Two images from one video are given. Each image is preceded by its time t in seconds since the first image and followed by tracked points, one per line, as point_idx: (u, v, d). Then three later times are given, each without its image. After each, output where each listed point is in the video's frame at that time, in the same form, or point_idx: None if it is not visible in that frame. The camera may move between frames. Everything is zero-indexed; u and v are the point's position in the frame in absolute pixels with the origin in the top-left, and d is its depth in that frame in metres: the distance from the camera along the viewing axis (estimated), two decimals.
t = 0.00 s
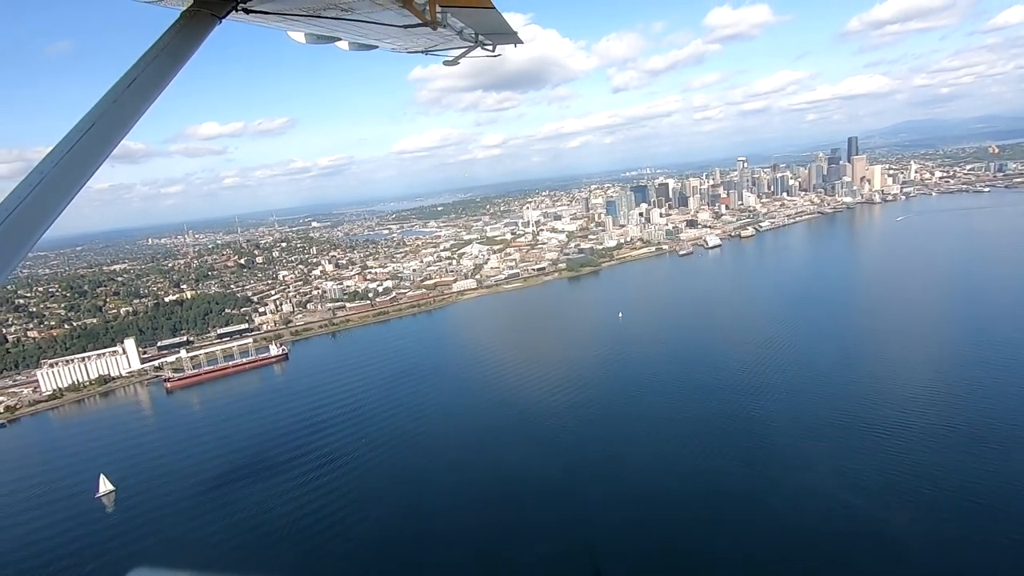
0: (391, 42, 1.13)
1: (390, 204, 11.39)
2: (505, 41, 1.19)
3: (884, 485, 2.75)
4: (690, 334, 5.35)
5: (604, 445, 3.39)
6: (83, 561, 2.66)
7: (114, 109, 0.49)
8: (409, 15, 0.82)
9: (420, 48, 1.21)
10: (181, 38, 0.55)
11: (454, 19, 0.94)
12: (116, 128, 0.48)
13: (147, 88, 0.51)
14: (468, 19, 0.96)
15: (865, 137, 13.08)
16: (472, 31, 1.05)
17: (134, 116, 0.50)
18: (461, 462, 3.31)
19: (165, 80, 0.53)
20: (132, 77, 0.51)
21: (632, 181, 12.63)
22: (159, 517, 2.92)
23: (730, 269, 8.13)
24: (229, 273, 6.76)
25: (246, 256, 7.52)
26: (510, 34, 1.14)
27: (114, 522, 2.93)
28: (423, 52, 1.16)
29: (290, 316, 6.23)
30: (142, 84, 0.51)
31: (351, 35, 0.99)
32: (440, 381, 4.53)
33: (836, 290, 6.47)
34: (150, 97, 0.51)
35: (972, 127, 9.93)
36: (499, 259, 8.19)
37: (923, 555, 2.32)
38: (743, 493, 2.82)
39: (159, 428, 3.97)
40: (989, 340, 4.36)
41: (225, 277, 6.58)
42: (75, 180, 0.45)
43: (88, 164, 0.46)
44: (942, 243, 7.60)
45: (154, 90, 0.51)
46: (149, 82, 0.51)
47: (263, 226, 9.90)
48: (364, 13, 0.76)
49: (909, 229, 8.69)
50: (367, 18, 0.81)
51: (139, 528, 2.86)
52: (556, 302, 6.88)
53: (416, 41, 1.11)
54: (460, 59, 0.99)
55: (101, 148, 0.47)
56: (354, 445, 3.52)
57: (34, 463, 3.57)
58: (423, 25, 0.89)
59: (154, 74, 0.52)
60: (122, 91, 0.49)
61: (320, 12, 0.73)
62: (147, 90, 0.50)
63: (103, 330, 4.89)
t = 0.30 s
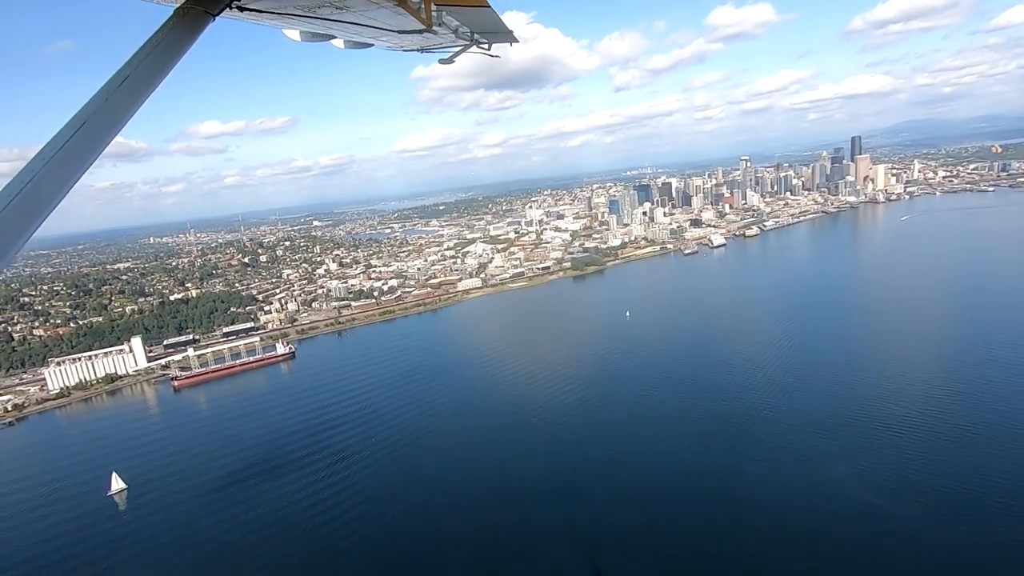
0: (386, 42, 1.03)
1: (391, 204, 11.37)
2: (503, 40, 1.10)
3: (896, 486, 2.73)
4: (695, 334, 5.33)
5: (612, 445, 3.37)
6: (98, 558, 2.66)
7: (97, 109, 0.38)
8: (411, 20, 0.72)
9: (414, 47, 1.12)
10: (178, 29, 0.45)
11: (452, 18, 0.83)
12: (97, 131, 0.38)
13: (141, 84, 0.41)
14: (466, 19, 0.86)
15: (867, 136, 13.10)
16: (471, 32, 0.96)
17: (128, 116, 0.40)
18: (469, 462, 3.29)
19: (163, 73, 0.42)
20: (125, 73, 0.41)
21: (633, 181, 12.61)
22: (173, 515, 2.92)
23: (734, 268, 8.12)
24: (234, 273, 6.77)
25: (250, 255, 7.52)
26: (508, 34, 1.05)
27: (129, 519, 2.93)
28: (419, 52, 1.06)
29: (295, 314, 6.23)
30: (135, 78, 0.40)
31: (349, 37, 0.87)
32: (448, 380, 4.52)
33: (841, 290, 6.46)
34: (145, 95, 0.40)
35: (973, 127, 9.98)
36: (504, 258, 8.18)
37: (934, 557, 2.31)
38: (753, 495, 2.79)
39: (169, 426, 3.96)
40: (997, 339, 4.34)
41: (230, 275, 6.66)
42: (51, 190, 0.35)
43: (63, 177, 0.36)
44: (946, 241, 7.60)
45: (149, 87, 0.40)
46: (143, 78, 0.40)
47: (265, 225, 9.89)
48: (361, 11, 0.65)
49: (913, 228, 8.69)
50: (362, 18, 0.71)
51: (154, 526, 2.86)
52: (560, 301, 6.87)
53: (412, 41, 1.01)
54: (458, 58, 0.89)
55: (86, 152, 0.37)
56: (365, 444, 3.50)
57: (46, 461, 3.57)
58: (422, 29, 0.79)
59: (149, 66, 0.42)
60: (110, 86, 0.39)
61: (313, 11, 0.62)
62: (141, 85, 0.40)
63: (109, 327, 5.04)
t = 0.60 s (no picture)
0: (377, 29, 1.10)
1: (391, 206, 11.34)
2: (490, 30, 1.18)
3: (897, 485, 2.74)
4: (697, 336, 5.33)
5: (615, 446, 3.36)
6: (109, 558, 2.65)
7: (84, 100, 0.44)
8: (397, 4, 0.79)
9: (404, 37, 1.20)
10: (161, 24, 0.51)
11: (438, 5, 0.91)
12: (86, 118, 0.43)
13: (124, 76, 0.46)
14: (449, 5, 0.94)
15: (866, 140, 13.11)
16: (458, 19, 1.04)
17: (111, 105, 0.45)
18: (471, 462, 3.30)
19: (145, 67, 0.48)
20: (106, 64, 0.46)
21: (633, 183, 12.60)
22: (183, 516, 2.92)
23: (734, 271, 8.13)
24: (236, 274, 6.78)
25: (251, 257, 7.52)
26: (495, 22, 1.12)
27: (138, 520, 2.93)
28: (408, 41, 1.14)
29: (298, 316, 6.24)
30: (120, 71, 0.46)
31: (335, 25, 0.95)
32: (452, 381, 4.52)
33: (842, 293, 6.45)
34: (127, 86, 0.46)
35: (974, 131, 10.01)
36: (506, 260, 8.16)
37: (934, 556, 2.31)
38: (754, 495, 2.79)
39: (175, 428, 3.96)
40: (999, 342, 4.35)
41: (232, 277, 6.69)
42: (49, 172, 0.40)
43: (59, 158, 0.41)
44: (946, 244, 7.61)
45: (131, 80, 0.46)
46: (127, 71, 0.46)
47: (265, 227, 9.85)
48: None
49: (913, 231, 8.70)
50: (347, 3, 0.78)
51: (165, 527, 2.86)
52: (561, 303, 6.88)
53: (400, 29, 1.09)
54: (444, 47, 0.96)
55: (74, 139, 0.42)
56: (372, 444, 3.50)
57: (53, 462, 3.57)
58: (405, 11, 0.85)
59: (133, 59, 0.48)
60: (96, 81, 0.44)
61: None
62: (125, 78, 0.46)
63: (110, 330, 4.99)
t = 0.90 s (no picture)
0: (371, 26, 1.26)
1: (394, 212, 11.35)
2: (477, 21, 1.34)
3: (901, 486, 2.73)
4: (700, 340, 5.32)
5: (619, 449, 3.35)
6: (126, 561, 2.66)
7: (76, 96, 0.55)
8: None
9: (399, 31, 1.35)
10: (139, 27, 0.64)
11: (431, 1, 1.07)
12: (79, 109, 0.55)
13: (114, 69, 0.59)
14: (442, 2, 1.10)
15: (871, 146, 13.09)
16: (450, 14, 1.20)
17: (102, 93, 0.58)
18: (477, 464, 3.30)
19: (128, 64, 0.61)
20: (95, 62, 0.59)
21: (637, 189, 12.60)
22: (199, 520, 2.92)
23: (739, 276, 8.12)
24: (242, 280, 6.84)
25: (258, 263, 7.55)
26: (481, 14, 1.29)
27: (154, 524, 2.93)
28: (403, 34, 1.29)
29: (306, 322, 6.25)
30: (109, 65, 0.59)
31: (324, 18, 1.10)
32: (461, 386, 4.52)
33: (847, 296, 6.44)
34: (115, 77, 0.59)
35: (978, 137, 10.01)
36: (513, 266, 8.16)
37: (939, 558, 2.30)
38: (757, 496, 2.79)
39: (187, 433, 3.96)
40: (1007, 346, 4.32)
41: (239, 283, 6.75)
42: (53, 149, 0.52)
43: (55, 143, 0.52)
44: (953, 248, 7.59)
45: (119, 72, 0.60)
46: (116, 65, 0.59)
47: (270, 234, 9.86)
48: None
49: (919, 235, 8.67)
50: None
51: (181, 530, 2.86)
52: (566, 307, 6.88)
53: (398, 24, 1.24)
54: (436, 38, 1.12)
55: (78, 119, 0.55)
56: (384, 448, 3.51)
57: (68, 467, 3.58)
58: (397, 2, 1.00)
59: (118, 58, 0.61)
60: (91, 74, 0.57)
61: None
62: (114, 70, 0.59)
63: (120, 335, 5.09)
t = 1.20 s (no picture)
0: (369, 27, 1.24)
1: (403, 217, 11.37)
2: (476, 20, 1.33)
3: (919, 485, 2.70)
4: (712, 342, 5.29)
5: (633, 451, 3.34)
6: (155, 566, 2.67)
7: (71, 108, 0.47)
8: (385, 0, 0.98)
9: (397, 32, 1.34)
10: (140, 29, 0.55)
11: None
12: (75, 120, 0.47)
13: (111, 78, 0.50)
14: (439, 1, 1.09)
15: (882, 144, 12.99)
16: (447, 13, 1.19)
17: (95, 107, 0.49)
18: (494, 467, 3.30)
19: (126, 71, 0.52)
20: (89, 71, 0.50)
21: (646, 190, 12.56)
22: (224, 525, 2.93)
23: (751, 276, 8.07)
24: (256, 286, 6.90)
25: (271, 269, 7.60)
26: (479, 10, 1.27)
27: (181, 529, 2.94)
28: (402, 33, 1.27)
29: (320, 327, 6.26)
30: (105, 73, 0.50)
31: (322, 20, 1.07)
32: (478, 389, 4.51)
33: (861, 295, 6.37)
34: (110, 87, 0.50)
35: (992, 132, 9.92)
36: (525, 269, 8.16)
37: (959, 558, 2.27)
38: (772, 497, 2.76)
39: (208, 439, 3.98)
40: None
41: (252, 289, 6.81)
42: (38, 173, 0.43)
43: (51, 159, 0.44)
44: (969, 245, 7.50)
45: (116, 80, 0.50)
46: (112, 74, 0.50)
47: (281, 240, 9.92)
48: None
49: (934, 232, 8.58)
50: None
51: (208, 535, 2.88)
52: (577, 310, 6.87)
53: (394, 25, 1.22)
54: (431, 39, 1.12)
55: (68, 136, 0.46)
56: (404, 452, 3.50)
57: (92, 473, 3.61)
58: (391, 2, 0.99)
59: (114, 66, 0.52)
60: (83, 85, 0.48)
61: None
62: (110, 80, 0.50)
63: (138, 342, 5.24)
